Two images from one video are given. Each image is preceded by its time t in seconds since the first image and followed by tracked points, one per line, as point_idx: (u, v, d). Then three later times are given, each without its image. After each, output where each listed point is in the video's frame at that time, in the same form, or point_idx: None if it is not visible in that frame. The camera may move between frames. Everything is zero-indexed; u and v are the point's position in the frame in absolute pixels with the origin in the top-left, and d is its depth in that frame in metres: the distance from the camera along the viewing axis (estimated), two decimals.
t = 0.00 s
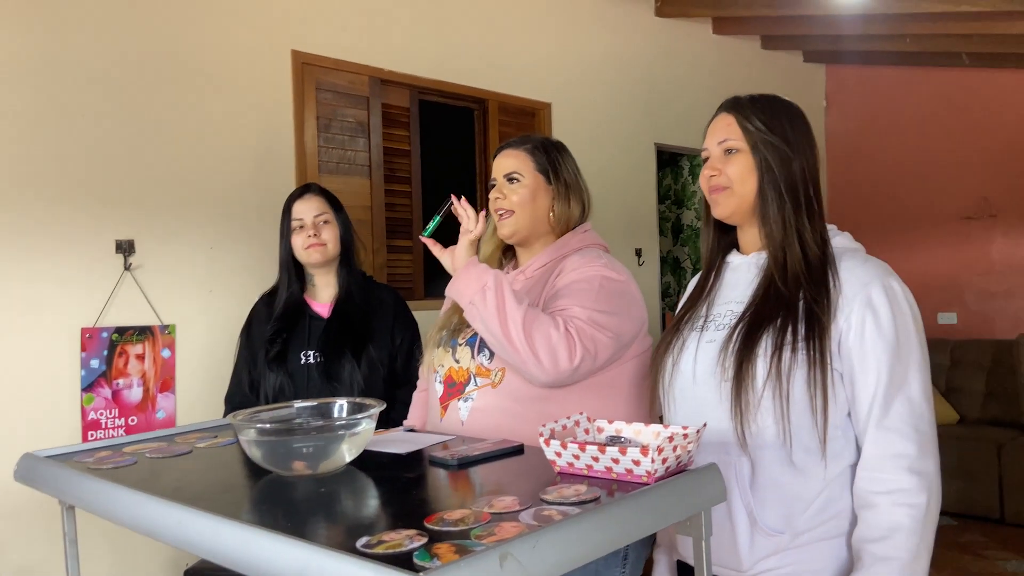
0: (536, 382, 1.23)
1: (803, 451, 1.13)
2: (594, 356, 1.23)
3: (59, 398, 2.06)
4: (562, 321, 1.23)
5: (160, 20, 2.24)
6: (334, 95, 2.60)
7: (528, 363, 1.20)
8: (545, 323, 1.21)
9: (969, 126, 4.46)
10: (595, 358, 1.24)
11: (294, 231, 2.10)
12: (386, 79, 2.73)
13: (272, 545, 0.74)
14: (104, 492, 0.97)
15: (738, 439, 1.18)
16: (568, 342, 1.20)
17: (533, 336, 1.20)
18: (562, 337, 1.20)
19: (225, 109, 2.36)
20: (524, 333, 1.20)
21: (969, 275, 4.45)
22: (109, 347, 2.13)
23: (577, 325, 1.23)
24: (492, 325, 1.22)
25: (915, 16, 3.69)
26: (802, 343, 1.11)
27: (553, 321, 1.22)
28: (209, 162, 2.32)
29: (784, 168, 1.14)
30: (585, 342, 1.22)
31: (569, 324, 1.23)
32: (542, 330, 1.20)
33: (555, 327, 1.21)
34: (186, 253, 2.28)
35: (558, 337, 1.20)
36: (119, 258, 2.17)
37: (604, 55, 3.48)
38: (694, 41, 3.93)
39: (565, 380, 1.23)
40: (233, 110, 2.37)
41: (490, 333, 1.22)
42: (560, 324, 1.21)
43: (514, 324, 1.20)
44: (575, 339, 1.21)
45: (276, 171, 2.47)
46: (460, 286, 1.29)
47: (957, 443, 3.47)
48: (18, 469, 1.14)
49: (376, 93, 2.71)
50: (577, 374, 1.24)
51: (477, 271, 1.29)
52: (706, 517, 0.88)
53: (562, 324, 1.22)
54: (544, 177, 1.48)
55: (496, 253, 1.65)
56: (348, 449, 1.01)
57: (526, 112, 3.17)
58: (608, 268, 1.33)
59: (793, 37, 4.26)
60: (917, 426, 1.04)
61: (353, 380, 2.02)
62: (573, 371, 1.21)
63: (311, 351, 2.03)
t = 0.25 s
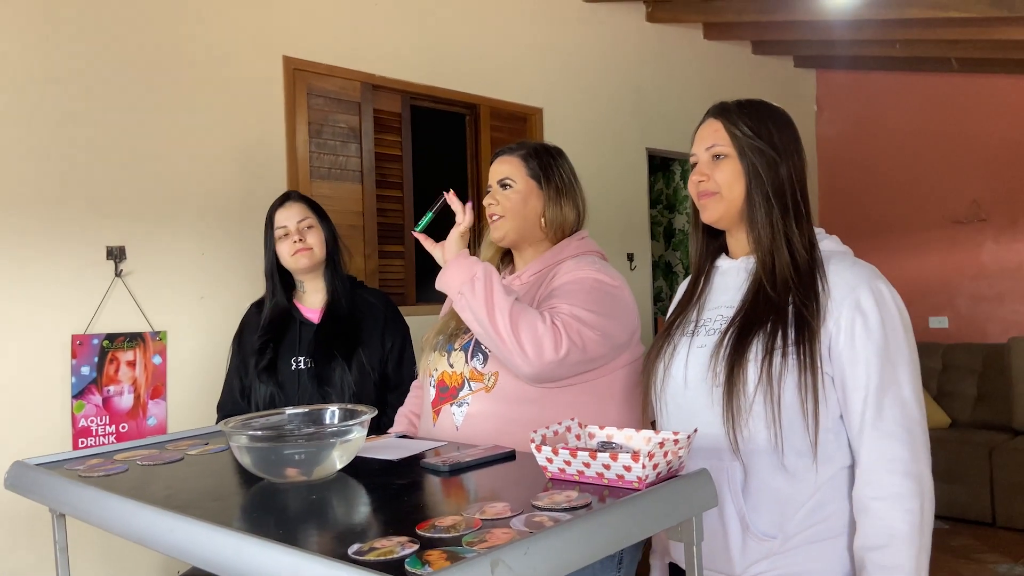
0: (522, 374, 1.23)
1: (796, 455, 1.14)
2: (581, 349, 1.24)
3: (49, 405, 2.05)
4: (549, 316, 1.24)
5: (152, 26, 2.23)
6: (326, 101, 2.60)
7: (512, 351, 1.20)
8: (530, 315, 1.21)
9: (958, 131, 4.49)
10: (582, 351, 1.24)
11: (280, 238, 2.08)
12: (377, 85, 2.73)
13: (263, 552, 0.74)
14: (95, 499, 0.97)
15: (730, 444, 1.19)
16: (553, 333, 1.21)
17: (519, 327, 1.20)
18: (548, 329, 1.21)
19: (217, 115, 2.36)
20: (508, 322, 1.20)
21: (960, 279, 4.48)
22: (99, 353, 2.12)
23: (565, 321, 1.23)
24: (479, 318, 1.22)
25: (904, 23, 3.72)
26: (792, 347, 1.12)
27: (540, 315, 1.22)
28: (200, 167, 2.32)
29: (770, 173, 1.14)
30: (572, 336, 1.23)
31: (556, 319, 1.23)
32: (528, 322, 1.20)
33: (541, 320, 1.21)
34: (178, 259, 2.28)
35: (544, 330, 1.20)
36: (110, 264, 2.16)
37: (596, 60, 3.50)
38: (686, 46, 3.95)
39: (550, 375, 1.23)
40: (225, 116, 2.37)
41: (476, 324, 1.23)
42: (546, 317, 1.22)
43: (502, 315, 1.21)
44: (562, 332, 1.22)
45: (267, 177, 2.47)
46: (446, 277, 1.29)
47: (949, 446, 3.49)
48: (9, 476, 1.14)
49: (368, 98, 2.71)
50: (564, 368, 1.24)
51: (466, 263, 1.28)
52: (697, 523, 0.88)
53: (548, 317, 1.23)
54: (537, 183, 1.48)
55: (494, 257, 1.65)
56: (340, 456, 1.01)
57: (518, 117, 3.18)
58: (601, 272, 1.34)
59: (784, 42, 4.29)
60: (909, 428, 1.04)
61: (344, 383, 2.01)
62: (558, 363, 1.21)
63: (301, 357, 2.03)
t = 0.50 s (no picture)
0: (529, 394, 1.24)
1: (793, 457, 1.14)
2: (587, 372, 1.24)
3: (48, 409, 2.05)
4: (556, 336, 1.23)
5: (151, 30, 2.24)
6: (324, 104, 2.61)
7: (522, 377, 1.20)
8: (535, 340, 1.20)
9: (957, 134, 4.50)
10: (588, 374, 1.25)
11: (276, 246, 2.09)
12: (376, 88, 2.74)
13: (262, 555, 0.74)
14: (93, 502, 0.97)
15: (728, 445, 1.19)
16: (559, 358, 1.21)
17: (524, 353, 1.19)
18: (553, 354, 1.20)
19: (215, 118, 2.36)
20: (514, 347, 1.18)
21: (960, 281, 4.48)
22: (99, 356, 2.13)
23: (571, 341, 1.23)
24: (481, 344, 1.20)
25: (903, 24, 3.73)
26: (790, 349, 1.12)
27: (545, 336, 1.21)
28: (199, 171, 2.32)
29: (769, 176, 1.15)
30: (579, 359, 1.23)
31: (562, 339, 1.23)
32: (534, 351, 1.20)
33: (547, 345, 1.21)
34: (177, 262, 2.28)
35: (548, 350, 1.20)
36: (109, 267, 2.16)
37: (594, 62, 3.50)
38: (685, 49, 3.96)
39: (556, 394, 1.25)
40: (223, 119, 2.38)
41: (479, 347, 1.21)
42: (552, 340, 1.21)
43: (501, 339, 1.19)
44: (568, 357, 1.22)
45: (266, 180, 2.47)
46: (449, 297, 1.24)
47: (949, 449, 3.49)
48: (6, 480, 1.14)
49: (367, 101, 2.72)
50: (570, 389, 1.25)
51: (470, 284, 1.23)
52: (696, 525, 0.88)
53: (554, 339, 1.22)
54: (538, 189, 1.48)
55: (498, 263, 1.65)
56: (339, 458, 1.01)
57: (517, 120, 3.18)
58: (606, 282, 1.33)
59: (783, 44, 4.30)
60: (907, 431, 1.04)
61: (342, 384, 2.01)
62: (564, 387, 1.23)
63: (299, 359, 2.03)
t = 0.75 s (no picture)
0: (536, 398, 1.26)
1: (799, 460, 1.14)
2: (590, 373, 1.25)
3: (60, 410, 2.07)
4: (558, 337, 1.24)
5: (161, 35, 2.26)
6: (333, 107, 2.62)
7: (523, 379, 1.22)
8: (535, 340, 1.23)
9: (965, 135, 4.49)
10: (591, 375, 1.25)
11: (283, 250, 2.10)
12: (384, 91, 2.75)
13: (274, 557, 0.75)
14: (107, 504, 0.98)
15: (734, 448, 1.20)
16: (561, 360, 1.22)
17: (523, 354, 1.22)
18: (554, 356, 1.21)
19: (225, 121, 2.38)
20: (514, 350, 1.22)
21: (968, 283, 4.47)
22: (110, 358, 2.15)
23: (574, 342, 1.24)
24: (484, 349, 1.24)
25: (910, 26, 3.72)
26: (796, 353, 1.13)
27: (546, 338, 1.23)
28: (209, 174, 2.34)
29: (776, 182, 1.15)
30: (581, 361, 1.24)
31: (564, 340, 1.24)
32: (533, 351, 1.22)
33: (548, 346, 1.22)
34: (187, 264, 2.30)
35: (547, 352, 1.22)
36: (121, 269, 2.18)
37: (601, 64, 3.51)
38: (692, 51, 3.96)
39: (561, 397, 1.26)
40: (233, 123, 2.39)
41: (483, 351, 1.25)
42: (553, 342, 1.22)
43: (502, 341, 1.22)
44: (569, 358, 1.22)
45: (275, 183, 2.49)
46: (454, 306, 1.29)
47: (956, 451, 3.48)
48: (20, 482, 1.16)
49: (375, 104, 2.73)
50: (574, 391, 1.26)
51: (473, 291, 1.29)
52: (703, 528, 0.89)
53: (555, 340, 1.23)
54: (542, 191, 1.48)
55: (510, 266, 1.64)
56: (348, 461, 1.03)
57: (524, 123, 3.19)
58: (613, 285, 1.34)
59: (790, 46, 4.29)
60: (913, 434, 1.05)
61: (349, 387, 2.02)
62: (567, 389, 1.23)
63: (308, 360, 2.05)
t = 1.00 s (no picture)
0: (545, 400, 1.26)
1: (813, 460, 1.14)
2: (596, 372, 1.24)
3: (77, 406, 2.10)
4: (561, 337, 1.25)
5: (178, 34, 2.28)
6: (347, 106, 2.63)
7: (529, 380, 1.24)
8: (536, 337, 1.25)
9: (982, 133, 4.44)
10: (597, 374, 1.24)
11: (299, 247, 2.11)
12: (397, 90, 2.76)
13: (289, 554, 0.76)
14: (124, 500, 0.99)
15: (747, 448, 1.20)
16: (564, 358, 1.22)
17: (526, 355, 1.24)
18: (557, 355, 1.22)
19: (240, 120, 2.40)
20: (519, 352, 1.24)
21: (985, 282, 4.43)
22: (127, 355, 2.17)
23: (578, 341, 1.24)
24: (492, 353, 1.26)
25: (926, 24, 3.69)
26: (810, 353, 1.12)
27: (549, 339, 1.24)
28: (224, 173, 2.36)
29: (790, 182, 1.15)
30: (586, 359, 1.23)
31: (567, 338, 1.25)
32: (535, 352, 1.23)
33: (551, 346, 1.23)
34: (202, 262, 2.32)
35: (551, 351, 1.22)
36: (137, 267, 2.20)
37: (615, 62, 3.50)
38: (706, 49, 3.94)
39: (569, 398, 1.25)
40: (248, 122, 2.41)
41: (491, 353, 1.27)
42: (556, 342, 1.23)
43: (508, 343, 1.25)
44: (572, 356, 1.22)
45: (290, 182, 2.50)
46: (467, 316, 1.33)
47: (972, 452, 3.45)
48: (38, 478, 1.17)
49: (388, 103, 2.74)
50: (580, 391, 1.25)
51: (484, 300, 1.32)
52: (716, 528, 0.89)
53: (558, 339, 1.24)
54: (543, 191, 1.47)
55: (521, 264, 1.63)
56: (362, 458, 1.03)
57: (537, 121, 3.19)
58: (622, 283, 1.33)
59: (805, 43, 4.26)
60: (928, 435, 1.04)
61: (360, 382, 2.03)
62: (572, 388, 1.23)
63: (319, 357, 2.06)
